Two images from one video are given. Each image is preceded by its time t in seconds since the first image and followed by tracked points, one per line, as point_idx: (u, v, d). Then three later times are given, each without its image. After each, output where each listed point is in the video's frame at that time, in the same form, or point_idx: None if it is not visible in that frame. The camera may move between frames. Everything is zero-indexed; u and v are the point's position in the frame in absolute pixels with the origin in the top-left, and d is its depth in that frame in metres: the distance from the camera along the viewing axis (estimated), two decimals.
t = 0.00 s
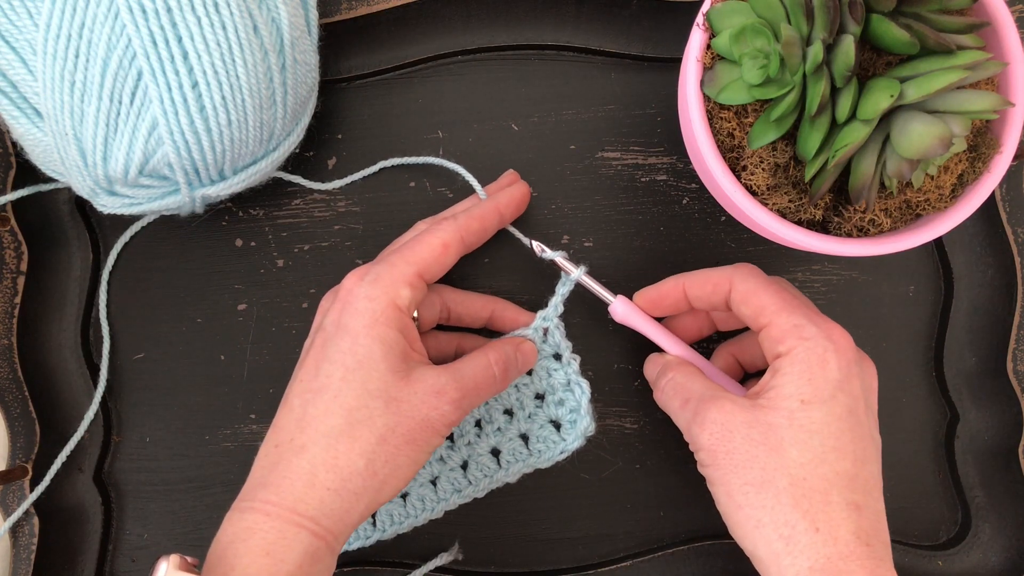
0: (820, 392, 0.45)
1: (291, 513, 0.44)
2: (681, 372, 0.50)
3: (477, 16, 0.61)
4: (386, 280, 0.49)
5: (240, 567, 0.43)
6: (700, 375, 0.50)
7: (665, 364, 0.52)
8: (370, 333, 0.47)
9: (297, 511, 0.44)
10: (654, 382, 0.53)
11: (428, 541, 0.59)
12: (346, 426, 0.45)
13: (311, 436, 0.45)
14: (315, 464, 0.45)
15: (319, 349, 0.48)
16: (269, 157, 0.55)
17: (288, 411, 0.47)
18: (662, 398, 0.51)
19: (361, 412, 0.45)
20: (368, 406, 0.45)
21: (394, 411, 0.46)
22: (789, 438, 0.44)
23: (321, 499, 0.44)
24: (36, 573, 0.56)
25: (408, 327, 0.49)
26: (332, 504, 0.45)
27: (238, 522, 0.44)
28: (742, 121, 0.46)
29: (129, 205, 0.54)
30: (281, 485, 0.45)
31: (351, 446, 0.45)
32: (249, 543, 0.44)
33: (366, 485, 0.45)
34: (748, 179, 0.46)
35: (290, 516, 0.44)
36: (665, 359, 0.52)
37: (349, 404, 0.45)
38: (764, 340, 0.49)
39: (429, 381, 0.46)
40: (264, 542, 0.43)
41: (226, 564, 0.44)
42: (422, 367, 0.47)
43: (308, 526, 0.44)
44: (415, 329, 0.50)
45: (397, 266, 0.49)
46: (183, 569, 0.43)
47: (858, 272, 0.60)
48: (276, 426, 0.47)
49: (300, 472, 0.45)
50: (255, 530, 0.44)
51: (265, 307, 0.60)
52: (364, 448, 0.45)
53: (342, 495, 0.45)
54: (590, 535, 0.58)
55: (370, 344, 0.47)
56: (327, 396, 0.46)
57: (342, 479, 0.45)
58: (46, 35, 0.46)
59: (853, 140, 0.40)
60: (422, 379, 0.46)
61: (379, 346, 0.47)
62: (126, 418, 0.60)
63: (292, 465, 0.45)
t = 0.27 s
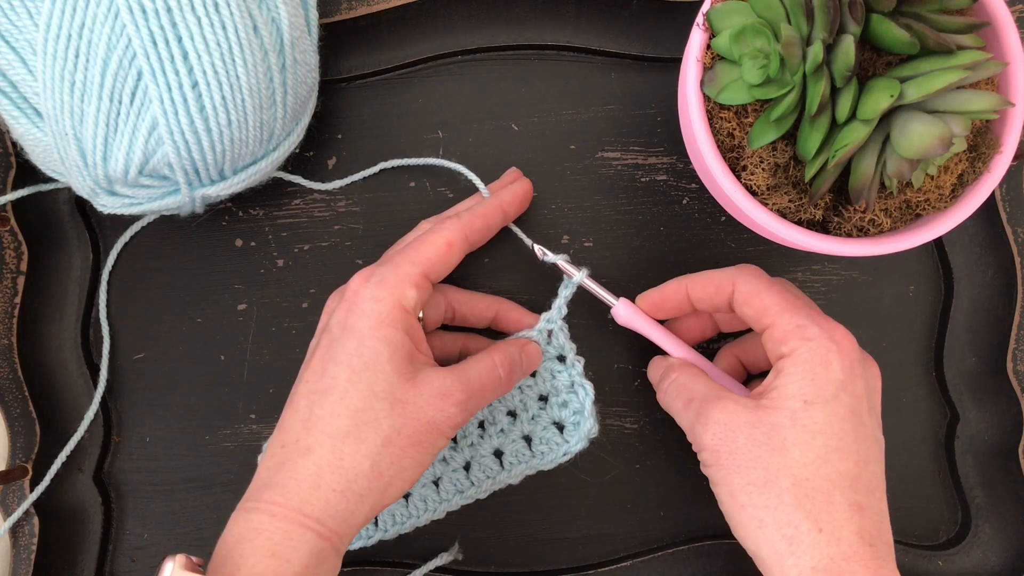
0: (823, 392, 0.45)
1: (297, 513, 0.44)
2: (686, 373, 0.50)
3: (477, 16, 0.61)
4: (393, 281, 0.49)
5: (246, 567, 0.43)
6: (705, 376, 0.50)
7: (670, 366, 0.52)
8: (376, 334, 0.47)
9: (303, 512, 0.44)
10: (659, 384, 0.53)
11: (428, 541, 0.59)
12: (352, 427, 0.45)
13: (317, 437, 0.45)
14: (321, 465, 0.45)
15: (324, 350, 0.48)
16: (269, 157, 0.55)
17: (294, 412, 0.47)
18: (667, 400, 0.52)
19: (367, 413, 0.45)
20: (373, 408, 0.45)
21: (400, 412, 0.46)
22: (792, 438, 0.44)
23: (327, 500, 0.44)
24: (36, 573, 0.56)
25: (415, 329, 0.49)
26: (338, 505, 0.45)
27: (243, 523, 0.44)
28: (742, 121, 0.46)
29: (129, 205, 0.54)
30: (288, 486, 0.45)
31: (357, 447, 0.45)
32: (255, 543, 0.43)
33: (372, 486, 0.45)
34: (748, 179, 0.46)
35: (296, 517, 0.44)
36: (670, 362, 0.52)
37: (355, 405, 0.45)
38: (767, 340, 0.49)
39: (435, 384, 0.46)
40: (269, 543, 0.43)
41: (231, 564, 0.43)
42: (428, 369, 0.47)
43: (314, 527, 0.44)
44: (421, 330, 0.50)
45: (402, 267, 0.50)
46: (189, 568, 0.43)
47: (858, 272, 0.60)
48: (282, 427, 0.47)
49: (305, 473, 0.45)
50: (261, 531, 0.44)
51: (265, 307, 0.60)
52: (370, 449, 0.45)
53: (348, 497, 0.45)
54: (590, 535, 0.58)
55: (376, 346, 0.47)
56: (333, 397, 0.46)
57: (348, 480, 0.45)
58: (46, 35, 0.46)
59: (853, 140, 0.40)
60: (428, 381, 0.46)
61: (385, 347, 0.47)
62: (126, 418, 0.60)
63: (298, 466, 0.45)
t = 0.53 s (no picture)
0: (826, 397, 0.45)
1: (300, 513, 0.44)
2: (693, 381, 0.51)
3: (476, 16, 0.61)
4: (396, 281, 0.49)
5: (249, 567, 0.43)
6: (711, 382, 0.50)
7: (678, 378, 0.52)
8: (378, 334, 0.47)
9: (306, 512, 0.44)
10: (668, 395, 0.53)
11: (428, 542, 0.59)
12: (355, 427, 0.45)
13: (320, 437, 0.45)
14: (324, 465, 0.45)
15: (327, 349, 0.48)
16: (269, 157, 0.55)
17: (297, 411, 0.47)
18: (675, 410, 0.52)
19: (370, 414, 0.45)
20: (376, 408, 0.45)
21: (402, 413, 0.46)
22: (794, 444, 0.44)
23: (330, 500, 0.44)
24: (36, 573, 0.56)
25: (417, 329, 0.49)
26: (341, 505, 0.45)
27: (247, 522, 0.44)
28: (742, 121, 0.46)
29: (129, 205, 0.54)
30: (292, 486, 0.45)
31: (360, 447, 0.45)
32: (258, 543, 0.43)
33: (374, 486, 0.45)
34: (748, 179, 0.46)
35: (299, 516, 0.44)
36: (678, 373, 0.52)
37: (358, 406, 0.45)
38: (772, 345, 0.49)
39: (437, 384, 0.46)
40: (273, 542, 0.43)
41: (235, 563, 0.43)
42: (430, 369, 0.47)
43: (317, 527, 0.44)
44: (424, 330, 0.50)
45: (405, 267, 0.50)
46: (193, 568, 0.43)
47: (858, 272, 0.60)
48: (284, 427, 0.47)
49: (308, 473, 0.45)
50: (264, 531, 0.44)
51: (265, 307, 0.60)
52: (373, 449, 0.45)
53: (351, 497, 0.45)
54: (590, 536, 0.58)
55: (379, 346, 0.47)
56: (336, 397, 0.46)
57: (352, 481, 0.45)
58: (46, 35, 0.46)
59: (853, 140, 0.40)
60: (430, 381, 0.46)
61: (388, 347, 0.47)
62: (126, 418, 0.60)
63: (301, 466, 0.45)
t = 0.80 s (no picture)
0: (829, 402, 0.44)
1: (299, 513, 0.44)
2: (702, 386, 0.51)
3: (477, 16, 0.61)
4: (394, 280, 0.49)
5: (248, 567, 0.43)
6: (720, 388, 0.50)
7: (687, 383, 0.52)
8: (377, 334, 0.47)
9: (304, 512, 0.44)
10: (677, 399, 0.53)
11: (428, 542, 0.59)
12: (354, 427, 0.45)
13: (318, 437, 0.45)
14: (323, 465, 0.45)
15: (326, 349, 0.48)
16: (269, 157, 0.55)
17: (294, 411, 0.47)
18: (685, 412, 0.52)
19: (369, 413, 0.45)
20: (375, 408, 0.45)
21: (402, 413, 0.46)
22: (797, 450, 0.44)
23: (328, 500, 0.44)
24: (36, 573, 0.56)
25: (416, 328, 0.49)
26: (339, 505, 0.45)
27: (246, 522, 0.44)
28: (742, 121, 0.46)
29: (129, 205, 0.54)
30: (290, 485, 0.45)
31: (359, 447, 0.45)
32: (257, 543, 0.43)
33: (374, 486, 0.45)
34: (748, 179, 0.46)
35: (298, 516, 0.44)
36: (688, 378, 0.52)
37: (357, 405, 0.45)
38: (777, 348, 0.48)
39: (436, 384, 0.46)
40: (272, 543, 0.43)
41: (234, 563, 0.43)
42: (428, 368, 0.47)
43: (315, 527, 0.44)
44: (422, 330, 0.50)
45: (404, 266, 0.50)
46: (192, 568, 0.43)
47: (858, 272, 0.60)
48: (283, 427, 0.47)
49: (307, 473, 0.45)
50: (262, 531, 0.44)
51: (265, 307, 0.60)
52: (371, 449, 0.45)
53: (350, 496, 0.45)
54: (590, 536, 0.58)
55: (377, 345, 0.47)
56: (334, 396, 0.46)
57: (350, 480, 0.45)
58: (46, 35, 0.46)
59: (853, 140, 0.40)
60: (429, 381, 0.46)
61: (387, 347, 0.47)
62: (126, 418, 0.60)
63: (299, 466, 0.45)
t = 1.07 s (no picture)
0: (811, 440, 0.42)
1: (303, 515, 0.44)
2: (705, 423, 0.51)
3: (477, 16, 0.61)
4: (397, 280, 0.49)
5: (253, 569, 0.43)
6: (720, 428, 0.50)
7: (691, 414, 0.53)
8: (379, 333, 0.47)
9: (309, 513, 0.44)
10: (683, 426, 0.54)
11: (428, 542, 0.59)
12: (357, 428, 0.45)
13: (323, 438, 0.45)
14: (327, 466, 0.45)
15: (328, 348, 0.48)
16: (269, 158, 0.55)
17: (296, 412, 0.47)
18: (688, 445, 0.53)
19: (372, 414, 0.45)
20: (378, 409, 0.45)
21: (405, 413, 0.45)
22: (779, 491, 0.42)
23: (332, 502, 0.45)
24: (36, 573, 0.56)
25: (418, 328, 0.49)
26: (344, 506, 0.45)
27: (250, 523, 0.44)
28: (742, 121, 0.46)
29: (129, 205, 0.54)
30: (294, 486, 0.45)
31: (362, 448, 0.45)
32: (261, 545, 0.43)
33: (377, 487, 0.45)
34: (748, 179, 0.46)
35: (302, 517, 0.44)
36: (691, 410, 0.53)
37: (360, 406, 0.45)
38: (764, 383, 0.47)
39: (438, 384, 0.46)
40: (277, 544, 0.43)
41: (238, 565, 0.43)
42: (432, 368, 0.47)
43: (320, 528, 0.44)
44: (425, 330, 0.50)
45: (407, 267, 0.49)
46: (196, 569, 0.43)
47: (858, 272, 0.60)
48: (286, 427, 0.47)
49: (311, 474, 0.45)
50: (267, 532, 0.44)
51: (265, 307, 0.60)
52: (375, 450, 0.45)
53: (354, 497, 0.45)
54: (590, 536, 0.58)
55: (380, 345, 0.47)
56: (338, 397, 0.46)
57: (354, 482, 0.45)
58: (46, 35, 0.46)
59: (853, 140, 0.40)
60: (432, 381, 0.46)
61: (389, 346, 0.47)
62: (126, 418, 0.60)
63: (303, 467, 0.45)
